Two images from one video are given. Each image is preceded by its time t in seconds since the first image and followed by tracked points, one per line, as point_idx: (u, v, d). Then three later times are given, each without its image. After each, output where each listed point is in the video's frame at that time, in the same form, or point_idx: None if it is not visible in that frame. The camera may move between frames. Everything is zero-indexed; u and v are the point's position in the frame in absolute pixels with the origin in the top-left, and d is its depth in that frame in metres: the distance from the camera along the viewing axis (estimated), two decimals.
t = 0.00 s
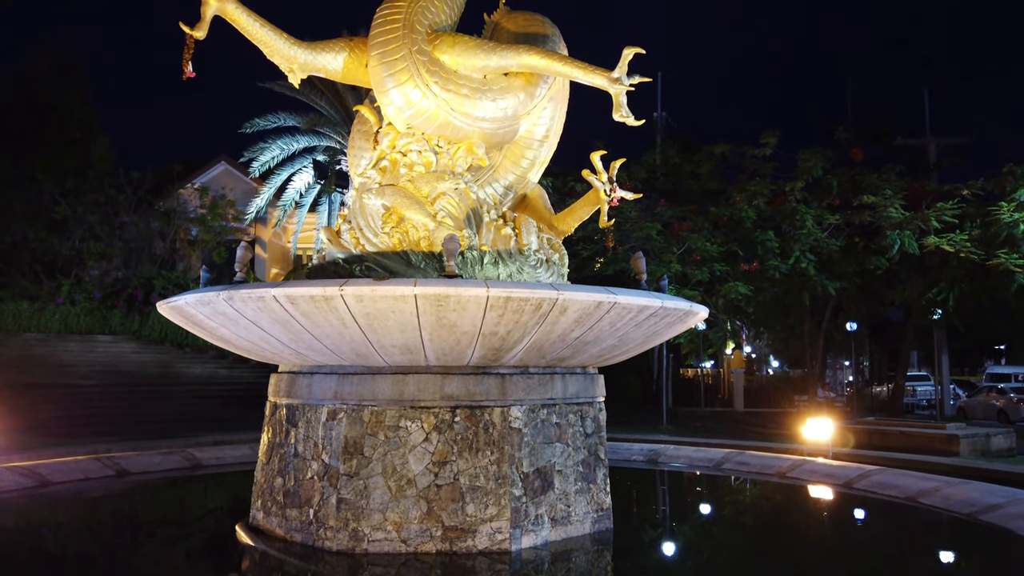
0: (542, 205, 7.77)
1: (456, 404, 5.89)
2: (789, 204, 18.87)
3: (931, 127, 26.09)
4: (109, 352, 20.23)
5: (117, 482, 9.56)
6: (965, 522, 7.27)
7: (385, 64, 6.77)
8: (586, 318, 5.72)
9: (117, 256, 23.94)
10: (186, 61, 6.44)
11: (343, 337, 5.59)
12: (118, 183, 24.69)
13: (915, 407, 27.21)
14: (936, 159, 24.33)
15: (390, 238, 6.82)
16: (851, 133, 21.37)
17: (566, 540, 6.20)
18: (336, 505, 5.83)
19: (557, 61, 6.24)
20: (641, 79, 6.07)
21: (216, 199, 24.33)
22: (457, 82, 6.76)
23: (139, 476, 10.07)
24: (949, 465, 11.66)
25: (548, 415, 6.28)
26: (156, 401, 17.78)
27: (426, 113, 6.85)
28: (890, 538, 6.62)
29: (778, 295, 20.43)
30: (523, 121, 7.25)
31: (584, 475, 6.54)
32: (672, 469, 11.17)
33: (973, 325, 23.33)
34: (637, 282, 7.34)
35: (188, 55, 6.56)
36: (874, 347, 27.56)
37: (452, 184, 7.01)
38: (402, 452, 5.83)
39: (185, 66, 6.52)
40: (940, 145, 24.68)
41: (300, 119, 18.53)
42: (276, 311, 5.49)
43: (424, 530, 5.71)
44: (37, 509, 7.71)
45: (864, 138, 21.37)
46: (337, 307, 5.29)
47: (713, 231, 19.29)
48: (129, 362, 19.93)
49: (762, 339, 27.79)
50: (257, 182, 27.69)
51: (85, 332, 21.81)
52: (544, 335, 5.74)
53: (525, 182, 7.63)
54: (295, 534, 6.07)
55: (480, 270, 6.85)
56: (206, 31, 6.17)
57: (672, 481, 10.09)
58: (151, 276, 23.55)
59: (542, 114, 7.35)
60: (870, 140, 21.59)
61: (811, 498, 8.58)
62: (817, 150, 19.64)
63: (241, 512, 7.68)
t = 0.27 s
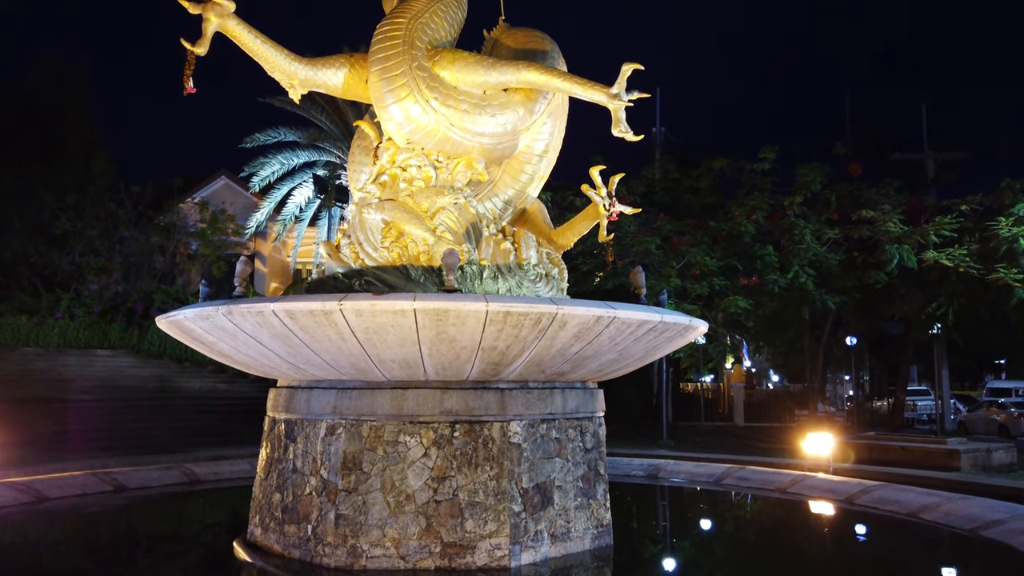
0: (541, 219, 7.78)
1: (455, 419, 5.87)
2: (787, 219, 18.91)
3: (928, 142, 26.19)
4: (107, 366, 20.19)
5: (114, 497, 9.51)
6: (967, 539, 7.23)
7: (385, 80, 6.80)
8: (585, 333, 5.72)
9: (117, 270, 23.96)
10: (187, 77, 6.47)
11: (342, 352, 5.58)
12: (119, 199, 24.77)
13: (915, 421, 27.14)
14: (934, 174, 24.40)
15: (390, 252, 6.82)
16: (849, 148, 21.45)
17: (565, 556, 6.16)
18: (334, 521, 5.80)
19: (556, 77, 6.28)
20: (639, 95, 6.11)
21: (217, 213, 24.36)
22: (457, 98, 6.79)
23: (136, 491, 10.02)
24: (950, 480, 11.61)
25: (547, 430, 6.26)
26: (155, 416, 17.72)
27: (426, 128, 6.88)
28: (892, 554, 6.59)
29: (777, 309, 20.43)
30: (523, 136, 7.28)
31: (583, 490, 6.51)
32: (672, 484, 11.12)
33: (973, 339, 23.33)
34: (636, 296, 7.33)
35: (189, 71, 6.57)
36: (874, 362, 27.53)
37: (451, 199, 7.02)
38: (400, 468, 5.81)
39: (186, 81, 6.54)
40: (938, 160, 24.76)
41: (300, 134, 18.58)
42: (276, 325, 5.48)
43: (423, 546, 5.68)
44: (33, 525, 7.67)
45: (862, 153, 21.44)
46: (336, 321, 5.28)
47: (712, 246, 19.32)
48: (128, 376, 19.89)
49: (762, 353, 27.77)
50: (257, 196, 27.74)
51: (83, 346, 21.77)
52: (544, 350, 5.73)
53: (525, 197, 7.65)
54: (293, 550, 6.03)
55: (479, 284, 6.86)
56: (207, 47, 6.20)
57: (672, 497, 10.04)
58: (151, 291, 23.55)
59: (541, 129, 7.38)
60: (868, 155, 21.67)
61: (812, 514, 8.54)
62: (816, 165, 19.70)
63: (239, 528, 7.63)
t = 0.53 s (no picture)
0: (540, 233, 7.80)
1: (455, 432, 5.86)
2: (787, 233, 18.95)
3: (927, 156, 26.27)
4: (106, 380, 20.15)
5: (112, 512, 9.46)
6: (969, 554, 7.19)
7: (385, 94, 6.82)
8: (585, 346, 5.71)
9: (117, 284, 23.97)
10: (189, 91, 6.50)
11: (341, 365, 5.57)
12: (119, 212, 24.68)
13: (916, 435, 27.08)
14: (933, 187, 24.47)
15: (390, 266, 6.83)
16: (848, 162, 21.51)
17: (565, 572, 6.12)
18: (332, 536, 5.78)
19: (556, 91, 6.32)
20: (638, 110, 6.13)
21: (217, 227, 24.38)
22: (457, 112, 6.82)
23: (134, 506, 9.97)
24: (951, 494, 11.56)
25: (547, 444, 6.24)
26: (153, 430, 17.66)
27: (426, 142, 6.89)
28: (893, 569, 6.55)
29: (777, 322, 20.42)
30: (522, 150, 7.30)
31: (583, 505, 6.49)
32: (673, 499, 11.07)
33: (973, 353, 23.31)
34: (636, 309, 7.33)
35: (190, 86, 6.60)
36: (875, 376, 27.48)
37: (451, 213, 7.03)
38: (400, 482, 5.79)
39: (187, 96, 6.56)
40: (937, 174, 24.83)
41: (301, 148, 18.64)
42: (275, 339, 5.47)
43: (423, 562, 5.65)
44: (30, 540, 7.62)
45: (861, 167, 21.50)
46: (336, 335, 5.28)
47: (712, 259, 19.33)
48: (127, 390, 19.83)
49: (762, 367, 27.73)
50: (257, 210, 27.80)
51: (83, 360, 21.73)
52: (544, 364, 5.72)
53: (524, 211, 7.66)
54: (291, 566, 6.00)
55: (479, 298, 6.86)
56: (208, 62, 6.23)
57: (673, 511, 10.00)
58: (150, 304, 23.55)
59: (541, 143, 7.40)
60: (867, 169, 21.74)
61: (813, 528, 8.50)
62: (815, 179, 19.75)
63: (237, 543, 7.58)
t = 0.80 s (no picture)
0: (540, 246, 7.80)
1: (455, 446, 5.84)
2: (786, 246, 18.98)
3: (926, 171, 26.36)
4: (105, 393, 20.10)
5: (110, 527, 9.41)
6: (971, 570, 7.15)
7: (386, 109, 6.84)
8: (584, 360, 5.70)
9: (117, 297, 23.97)
10: (190, 106, 6.52)
11: (341, 379, 5.56)
12: (119, 226, 24.69)
13: (917, 450, 27.02)
14: (932, 201, 24.53)
15: (390, 279, 6.83)
16: (847, 176, 21.57)
17: None
18: (331, 551, 5.75)
19: (556, 105, 6.35)
20: (638, 124, 6.16)
21: (217, 240, 24.39)
22: (457, 127, 6.85)
23: (132, 521, 9.91)
24: (953, 509, 11.52)
25: (547, 458, 6.22)
26: (152, 444, 17.60)
27: (426, 156, 6.91)
28: None
29: (777, 336, 20.40)
30: (522, 164, 7.32)
31: (584, 519, 6.46)
32: (673, 513, 11.03)
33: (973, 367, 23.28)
34: (636, 323, 7.33)
35: (191, 100, 6.62)
36: (875, 390, 27.44)
37: (450, 226, 7.04)
38: (399, 497, 5.76)
39: (188, 110, 6.58)
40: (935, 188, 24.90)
41: (301, 162, 18.69)
42: (275, 353, 5.47)
43: None
44: (27, 555, 7.58)
45: (860, 181, 21.56)
46: (336, 348, 5.27)
47: (712, 273, 19.35)
48: (125, 404, 19.79)
49: (763, 381, 27.71)
50: (258, 224, 27.85)
51: (82, 374, 21.68)
52: (544, 377, 5.72)
53: (524, 224, 7.68)
54: None
55: (479, 311, 6.86)
56: (210, 77, 6.25)
57: (673, 526, 9.95)
58: (149, 317, 23.61)
59: (540, 157, 7.42)
60: (866, 183, 21.81)
61: (814, 543, 8.46)
62: (814, 193, 19.80)
63: (235, 559, 7.54)
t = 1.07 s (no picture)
0: (540, 259, 7.81)
1: (454, 460, 5.82)
2: (786, 259, 19.00)
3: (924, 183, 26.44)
4: (104, 406, 20.05)
5: (108, 541, 9.37)
6: None
7: (386, 122, 6.87)
8: (585, 373, 5.69)
9: (116, 309, 23.97)
10: (191, 120, 6.54)
11: (340, 392, 5.55)
12: (119, 238, 24.76)
13: (919, 463, 26.94)
14: (931, 214, 24.58)
15: (389, 292, 6.83)
16: (846, 189, 21.61)
17: None
18: (330, 566, 5.72)
19: (556, 119, 6.38)
20: (637, 137, 6.18)
21: (217, 252, 24.41)
22: (457, 140, 6.87)
23: (130, 534, 9.87)
24: (954, 522, 11.48)
25: (547, 472, 6.20)
26: (151, 457, 17.54)
27: (426, 169, 6.93)
28: None
29: (778, 348, 20.38)
30: (522, 177, 7.34)
31: (584, 533, 6.42)
32: (674, 527, 10.98)
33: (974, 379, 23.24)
34: (636, 335, 7.31)
35: (193, 114, 6.63)
36: (876, 402, 27.38)
37: (451, 239, 7.04)
38: (398, 510, 5.74)
39: (189, 124, 6.59)
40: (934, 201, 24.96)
41: (302, 175, 18.74)
42: (274, 366, 5.46)
43: None
44: (24, 569, 7.54)
45: (860, 193, 21.60)
46: (335, 361, 5.26)
47: (712, 285, 19.34)
48: (124, 417, 19.73)
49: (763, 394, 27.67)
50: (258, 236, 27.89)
51: (80, 386, 21.60)
52: (544, 390, 5.70)
53: (524, 236, 7.69)
54: None
55: (479, 324, 6.85)
56: (211, 91, 6.27)
57: (674, 540, 9.91)
58: (149, 330, 23.64)
59: (540, 170, 7.44)
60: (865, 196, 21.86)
61: (816, 557, 8.42)
62: (814, 206, 19.85)
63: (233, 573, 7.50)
